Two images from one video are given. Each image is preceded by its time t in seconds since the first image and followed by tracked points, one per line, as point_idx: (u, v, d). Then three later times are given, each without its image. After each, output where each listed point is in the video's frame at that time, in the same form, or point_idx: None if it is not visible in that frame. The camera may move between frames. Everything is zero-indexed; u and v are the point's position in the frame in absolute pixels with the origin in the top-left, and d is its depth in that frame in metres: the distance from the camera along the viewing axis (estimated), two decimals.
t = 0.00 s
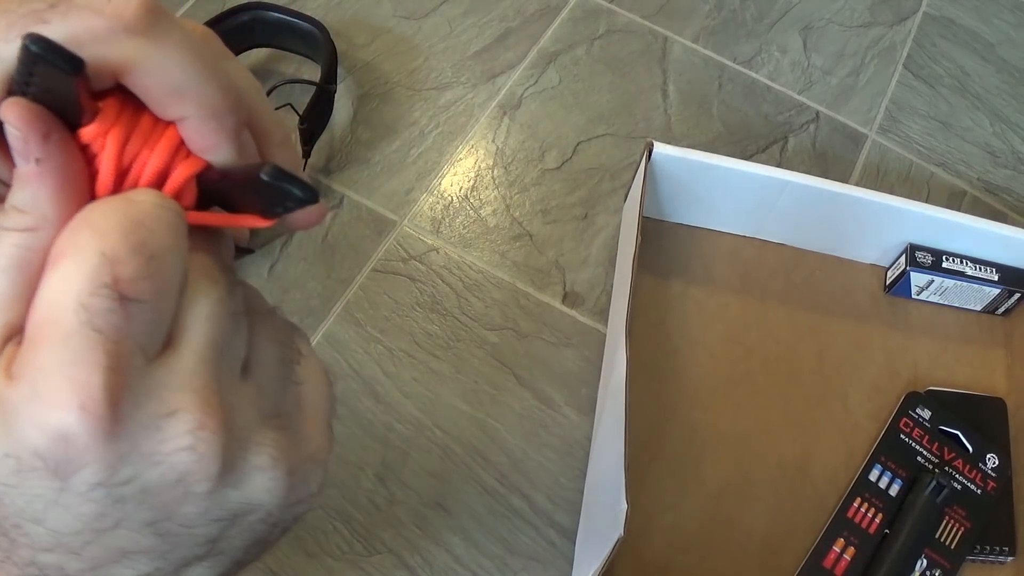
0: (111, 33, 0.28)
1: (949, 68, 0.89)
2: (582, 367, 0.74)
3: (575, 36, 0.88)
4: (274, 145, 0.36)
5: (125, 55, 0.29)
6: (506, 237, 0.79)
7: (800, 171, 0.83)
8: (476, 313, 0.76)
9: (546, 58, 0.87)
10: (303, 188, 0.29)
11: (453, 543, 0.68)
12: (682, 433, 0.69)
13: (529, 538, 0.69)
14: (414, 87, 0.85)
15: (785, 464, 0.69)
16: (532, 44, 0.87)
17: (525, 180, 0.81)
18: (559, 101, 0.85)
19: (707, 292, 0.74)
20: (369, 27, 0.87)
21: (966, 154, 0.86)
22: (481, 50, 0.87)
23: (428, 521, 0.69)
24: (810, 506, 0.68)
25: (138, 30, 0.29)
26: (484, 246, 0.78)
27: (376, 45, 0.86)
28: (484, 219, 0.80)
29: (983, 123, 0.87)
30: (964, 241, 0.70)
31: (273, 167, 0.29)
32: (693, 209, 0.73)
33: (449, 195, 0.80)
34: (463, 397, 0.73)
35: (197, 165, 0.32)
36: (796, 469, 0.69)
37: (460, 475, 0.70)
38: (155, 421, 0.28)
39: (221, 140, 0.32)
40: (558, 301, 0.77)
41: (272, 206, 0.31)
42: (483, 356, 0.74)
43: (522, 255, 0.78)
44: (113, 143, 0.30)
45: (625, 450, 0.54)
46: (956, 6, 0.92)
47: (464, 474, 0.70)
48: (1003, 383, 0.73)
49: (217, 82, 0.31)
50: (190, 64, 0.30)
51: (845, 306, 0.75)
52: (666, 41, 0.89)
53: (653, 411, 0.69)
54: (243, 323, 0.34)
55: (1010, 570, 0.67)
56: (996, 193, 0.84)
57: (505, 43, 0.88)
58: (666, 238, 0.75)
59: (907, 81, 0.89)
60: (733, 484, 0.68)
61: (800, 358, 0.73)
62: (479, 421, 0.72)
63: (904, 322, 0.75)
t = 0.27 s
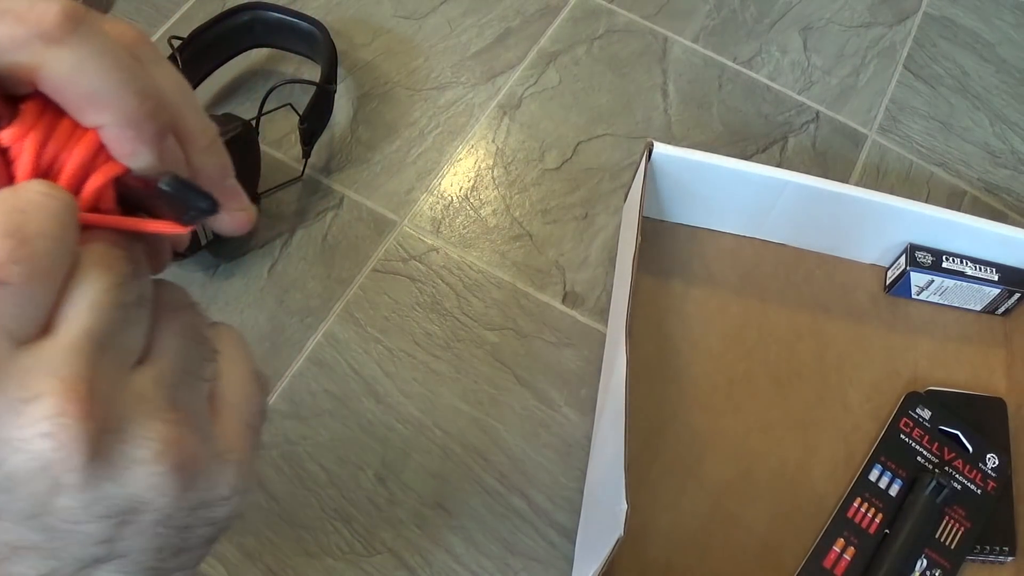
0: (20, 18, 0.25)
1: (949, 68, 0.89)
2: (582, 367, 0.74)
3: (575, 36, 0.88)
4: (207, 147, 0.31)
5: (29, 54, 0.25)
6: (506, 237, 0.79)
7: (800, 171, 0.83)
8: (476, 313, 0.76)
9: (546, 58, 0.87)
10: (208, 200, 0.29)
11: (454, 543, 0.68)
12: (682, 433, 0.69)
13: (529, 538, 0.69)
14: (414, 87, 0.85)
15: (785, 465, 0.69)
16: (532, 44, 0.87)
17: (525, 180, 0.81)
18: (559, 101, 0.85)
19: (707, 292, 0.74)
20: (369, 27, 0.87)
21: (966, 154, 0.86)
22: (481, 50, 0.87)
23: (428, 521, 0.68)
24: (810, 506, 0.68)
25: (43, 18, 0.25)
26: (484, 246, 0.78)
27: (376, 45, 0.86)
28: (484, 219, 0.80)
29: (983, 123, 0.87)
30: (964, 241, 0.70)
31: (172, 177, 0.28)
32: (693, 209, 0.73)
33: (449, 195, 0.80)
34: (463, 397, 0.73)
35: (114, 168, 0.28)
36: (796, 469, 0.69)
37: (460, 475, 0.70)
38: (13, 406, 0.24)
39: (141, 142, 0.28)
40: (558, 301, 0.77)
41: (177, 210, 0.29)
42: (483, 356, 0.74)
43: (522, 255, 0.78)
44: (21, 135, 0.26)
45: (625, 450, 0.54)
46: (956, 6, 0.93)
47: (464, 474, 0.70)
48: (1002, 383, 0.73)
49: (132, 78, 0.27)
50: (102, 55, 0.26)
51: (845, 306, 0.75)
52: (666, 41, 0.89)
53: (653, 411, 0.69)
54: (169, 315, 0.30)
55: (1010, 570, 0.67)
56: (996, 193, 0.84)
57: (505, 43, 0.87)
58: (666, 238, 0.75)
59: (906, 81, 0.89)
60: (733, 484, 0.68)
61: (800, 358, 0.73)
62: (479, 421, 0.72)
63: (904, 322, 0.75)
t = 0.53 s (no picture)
0: None
1: (949, 68, 0.89)
2: (582, 367, 0.74)
3: (575, 36, 0.88)
4: (188, 136, 0.32)
5: (11, 33, 0.26)
6: (506, 237, 0.79)
7: (800, 171, 0.83)
8: (476, 313, 0.76)
9: (546, 58, 0.87)
10: (187, 181, 0.29)
11: (453, 543, 0.68)
12: (682, 433, 0.69)
13: (529, 537, 0.69)
14: (414, 86, 0.85)
15: (785, 464, 0.69)
16: (532, 44, 0.88)
17: (525, 180, 0.81)
18: (559, 101, 0.85)
19: (707, 292, 0.74)
20: (369, 27, 0.87)
21: (966, 154, 0.86)
22: (481, 50, 0.87)
23: (428, 521, 0.68)
24: (811, 506, 0.68)
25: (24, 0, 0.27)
26: (484, 246, 0.78)
27: (376, 45, 0.86)
28: (484, 219, 0.80)
29: (983, 123, 0.87)
30: (964, 241, 0.70)
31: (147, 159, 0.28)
32: (693, 209, 0.73)
33: (449, 195, 0.80)
34: (463, 397, 0.73)
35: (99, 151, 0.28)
36: (796, 469, 0.69)
37: (460, 475, 0.70)
38: None
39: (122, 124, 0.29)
40: (558, 301, 0.77)
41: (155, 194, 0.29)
42: (482, 356, 0.74)
43: (522, 255, 0.78)
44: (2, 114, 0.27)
45: (625, 449, 0.54)
46: (956, 6, 0.93)
47: (464, 474, 0.70)
48: (1003, 383, 0.73)
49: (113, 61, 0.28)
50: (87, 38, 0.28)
51: (845, 305, 0.75)
52: (666, 41, 0.89)
53: (653, 411, 0.69)
54: (142, 308, 0.30)
55: (1009, 570, 0.67)
56: (996, 193, 0.84)
57: (505, 43, 0.88)
58: (666, 238, 0.75)
59: (906, 81, 0.89)
60: (733, 485, 0.68)
61: (800, 358, 0.73)
62: (479, 421, 0.72)
63: (904, 322, 0.75)
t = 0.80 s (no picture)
0: (225, 32, 0.41)
1: (949, 68, 0.89)
2: (582, 367, 0.74)
3: (575, 36, 0.88)
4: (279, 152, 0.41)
5: (224, 59, 0.41)
6: (506, 237, 0.79)
7: (799, 171, 0.83)
8: (476, 313, 0.76)
9: (546, 58, 0.87)
10: (340, 92, 0.32)
11: (453, 543, 0.68)
12: (682, 433, 0.69)
13: (529, 537, 0.69)
14: (414, 86, 0.85)
15: (786, 464, 0.69)
16: (532, 44, 0.87)
17: (525, 180, 0.81)
18: (559, 101, 0.85)
19: (707, 292, 0.74)
20: (369, 27, 0.87)
21: (966, 154, 0.86)
22: (481, 50, 0.87)
23: (427, 521, 0.68)
24: (811, 506, 0.68)
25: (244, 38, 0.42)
26: (484, 246, 0.78)
27: (376, 45, 0.86)
28: (484, 219, 0.80)
29: (983, 123, 0.87)
30: (964, 241, 0.70)
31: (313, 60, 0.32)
32: (693, 208, 0.73)
33: (449, 195, 0.80)
34: (463, 397, 0.73)
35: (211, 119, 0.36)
36: (796, 469, 0.69)
37: (459, 475, 0.70)
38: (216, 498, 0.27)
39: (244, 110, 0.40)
40: (558, 301, 0.77)
41: (289, 119, 0.33)
42: (482, 356, 0.74)
43: (522, 255, 0.78)
44: (152, 80, 0.36)
45: (625, 450, 0.54)
46: (957, 6, 0.92)
47: (464, 474, 0.70)
48: (1002, 383, 0.73)
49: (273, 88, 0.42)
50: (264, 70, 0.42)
51: (845, 305, 0.75)
52: (666, 41, 0.89)
53: (653, 411, 0.69)
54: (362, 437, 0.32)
55: (1009, 570, 0.67)
56: (996, 193, 0.84)
57: (506, 43, 0.88)
58: (666, 238, 0.75)
59: (906, 81, 0.89)
60: (733, 485, 0.68)
61: (800, 358, 0.73)
62: (479, 421, 0.72)
63: (904, 322, 0.75)
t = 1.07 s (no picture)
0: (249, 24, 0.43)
1: (949, 68, 0.89)
2: (582, 367, 0.74)
3: (575, 36, 0.88)
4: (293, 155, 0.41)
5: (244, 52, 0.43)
6: (506, 237, 0.79)
7: (800, 171, 0.83)
8: (476, 313, 0.76)
9: (546, 58, 0.87)
10: (350, 78, 0.32)
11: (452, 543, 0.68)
12: (682, 433, 0.69)
13: (529, 537, 0.69)
14: (414, 86, 0.85)
15: (786, 464, 0.69)
16: (532, 44, 0.87)
17: (525, 180, 0.81)
18: (559, 101, 0.85)
19: (707, 292, 0.74)
20: (369, 27, 0.87)
21: (966, 154, 0.86)
22: (481, 50, 0.87)
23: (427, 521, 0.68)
24: (811, 506, 0.68)
25: (268, 32, 0.44)
26: (484, 246, 0.78)
27: (376, 45, 0.86)
28: (484, 219, 0.80)
29: (983, 123, 0.87)
30: (964, 241, 0.70)
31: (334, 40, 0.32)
32: (693, 208, 0.73)
33: (449, 194, 0.81)
34: (463, 397, 0.73)
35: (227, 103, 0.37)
36: (797, 469, 0.69)
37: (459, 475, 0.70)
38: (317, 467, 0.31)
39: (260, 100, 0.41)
40: (558, 301, 0.77)
41: (301, 99, 0.33)
42: (482, 356, 0.74)
43: (522, 255, 0.78)
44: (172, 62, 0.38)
45: (625, 449, 0.54)
46: (957, 6, 0.92)
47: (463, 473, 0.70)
48: (1003, 383, 0.73)
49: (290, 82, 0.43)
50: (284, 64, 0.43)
51: (845, 305, 0.75)
52: (666, 41, 0.89)
53: (653, 411, 0.69)
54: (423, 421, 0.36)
55: (1009, 570, 0.67)
56: (996, 193, 0.84)
57: (506, 43, 0.88)
58: (666, 238, 0.75)
59: (906, 81, 0.89)
60: (734, 485, 0.68)
61: (801, 358, 0.73)
62: (479, 421, 0.72)
63: (904, 322, 0.75)
